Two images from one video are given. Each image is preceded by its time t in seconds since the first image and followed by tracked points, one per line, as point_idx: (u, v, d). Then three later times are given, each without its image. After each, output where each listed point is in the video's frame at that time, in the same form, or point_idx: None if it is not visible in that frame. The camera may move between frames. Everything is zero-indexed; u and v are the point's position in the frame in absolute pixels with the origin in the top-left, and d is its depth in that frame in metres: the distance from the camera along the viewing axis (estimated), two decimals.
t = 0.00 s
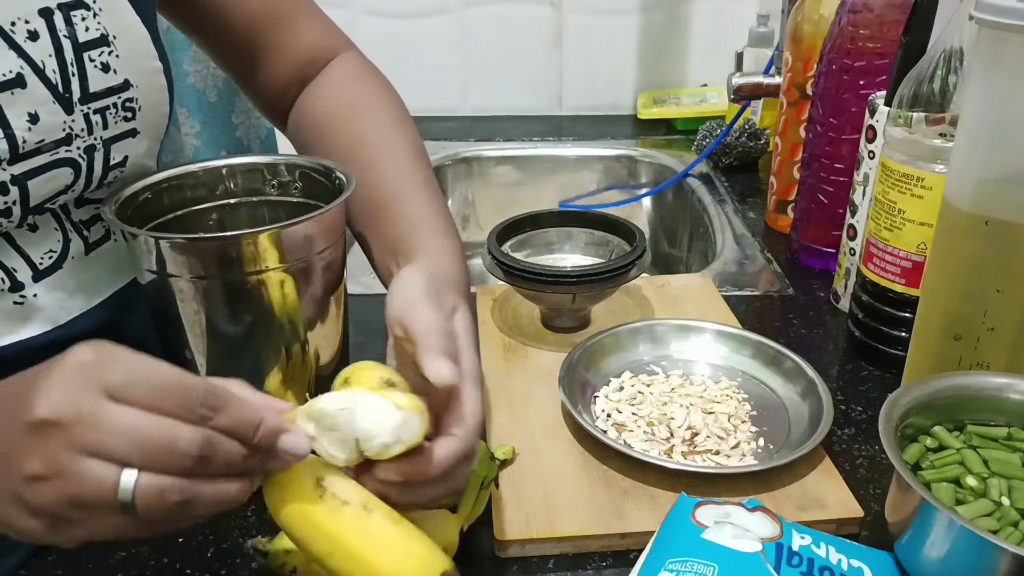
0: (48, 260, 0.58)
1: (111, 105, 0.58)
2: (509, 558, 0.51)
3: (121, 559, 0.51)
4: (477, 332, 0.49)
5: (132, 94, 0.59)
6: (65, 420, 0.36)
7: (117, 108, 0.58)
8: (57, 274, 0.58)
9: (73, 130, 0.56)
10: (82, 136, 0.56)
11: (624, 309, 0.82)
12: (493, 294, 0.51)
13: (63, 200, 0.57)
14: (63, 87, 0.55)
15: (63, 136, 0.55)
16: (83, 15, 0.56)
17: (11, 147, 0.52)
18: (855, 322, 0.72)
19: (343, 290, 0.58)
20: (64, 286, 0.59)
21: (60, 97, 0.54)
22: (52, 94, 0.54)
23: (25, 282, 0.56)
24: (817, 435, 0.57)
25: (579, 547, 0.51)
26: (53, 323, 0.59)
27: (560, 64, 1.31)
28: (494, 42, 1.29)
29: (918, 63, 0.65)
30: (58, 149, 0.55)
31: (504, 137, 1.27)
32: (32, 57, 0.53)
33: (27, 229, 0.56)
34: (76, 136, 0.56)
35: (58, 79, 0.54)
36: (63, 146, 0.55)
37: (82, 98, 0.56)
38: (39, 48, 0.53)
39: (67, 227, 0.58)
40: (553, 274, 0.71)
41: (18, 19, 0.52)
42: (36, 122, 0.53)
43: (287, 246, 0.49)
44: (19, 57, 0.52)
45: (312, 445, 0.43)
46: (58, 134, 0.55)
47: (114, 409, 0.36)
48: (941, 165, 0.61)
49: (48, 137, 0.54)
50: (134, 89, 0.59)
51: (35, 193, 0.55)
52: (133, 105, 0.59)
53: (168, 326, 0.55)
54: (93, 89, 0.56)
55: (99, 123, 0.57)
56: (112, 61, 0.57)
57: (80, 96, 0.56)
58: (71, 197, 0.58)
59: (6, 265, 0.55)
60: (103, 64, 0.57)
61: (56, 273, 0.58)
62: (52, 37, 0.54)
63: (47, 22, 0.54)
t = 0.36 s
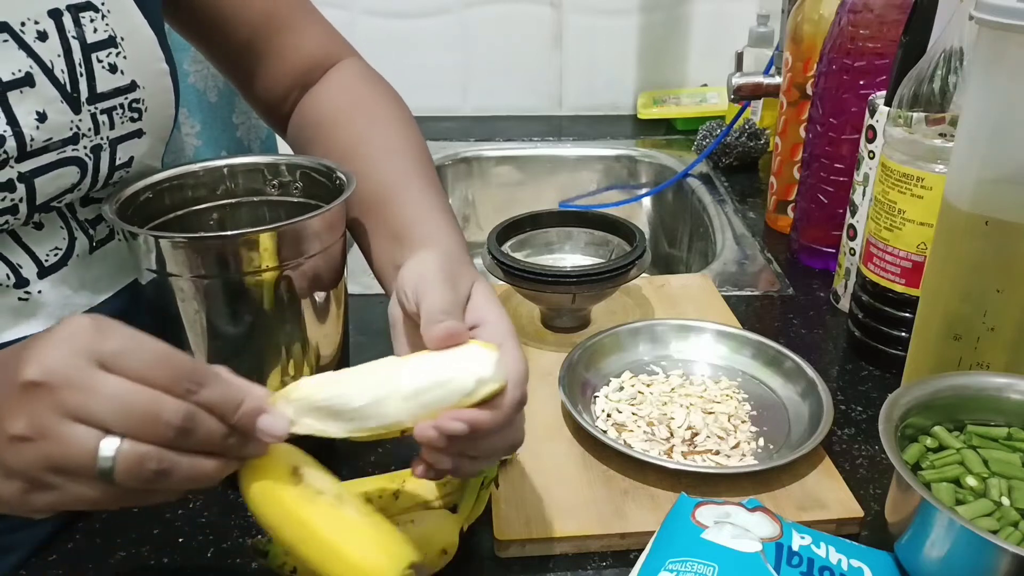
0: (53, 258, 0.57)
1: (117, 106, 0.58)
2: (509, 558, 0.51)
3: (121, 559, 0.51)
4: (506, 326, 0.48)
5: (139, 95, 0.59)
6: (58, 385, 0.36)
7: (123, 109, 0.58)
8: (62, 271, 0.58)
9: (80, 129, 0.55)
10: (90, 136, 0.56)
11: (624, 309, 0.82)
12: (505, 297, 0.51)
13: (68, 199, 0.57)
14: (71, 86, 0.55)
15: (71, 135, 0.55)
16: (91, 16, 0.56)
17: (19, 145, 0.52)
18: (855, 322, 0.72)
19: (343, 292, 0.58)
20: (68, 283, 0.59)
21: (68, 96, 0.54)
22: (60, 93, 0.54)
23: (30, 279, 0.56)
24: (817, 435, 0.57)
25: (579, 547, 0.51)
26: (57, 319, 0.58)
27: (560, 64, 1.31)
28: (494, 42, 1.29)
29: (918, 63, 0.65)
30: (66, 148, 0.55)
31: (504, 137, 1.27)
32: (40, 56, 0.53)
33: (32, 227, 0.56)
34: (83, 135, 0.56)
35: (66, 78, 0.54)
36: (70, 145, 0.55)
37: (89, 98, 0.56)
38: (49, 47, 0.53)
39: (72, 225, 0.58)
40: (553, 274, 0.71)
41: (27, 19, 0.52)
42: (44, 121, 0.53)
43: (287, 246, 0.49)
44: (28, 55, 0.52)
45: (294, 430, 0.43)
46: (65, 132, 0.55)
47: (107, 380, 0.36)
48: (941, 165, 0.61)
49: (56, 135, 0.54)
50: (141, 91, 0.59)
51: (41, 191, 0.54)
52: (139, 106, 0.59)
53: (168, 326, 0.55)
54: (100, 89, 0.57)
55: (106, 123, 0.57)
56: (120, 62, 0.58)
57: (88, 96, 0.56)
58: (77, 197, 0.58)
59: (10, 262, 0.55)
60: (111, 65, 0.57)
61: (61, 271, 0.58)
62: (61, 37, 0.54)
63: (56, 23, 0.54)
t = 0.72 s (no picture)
0: (51, 262, 0.56)
1: (118, 114, 0.57)
2: (509, 558, 0.51)
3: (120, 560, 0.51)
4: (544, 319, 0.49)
5: (140, 103, 0.58)
6: None
7: (124, 117, 0.57)
8: (60, 276, 0.57)
9: (79, 137, 0.55)
10: (89, 143, 0.56)
11: (624, 309, 0.82)
12: (517, 304, 0.52)
13: (67, 206, 0.57)
14: (71, 93, 0.54)
15: (69, 143, 0.54)
16: (94, 24, 0.55)
17: (16, 152, 0.52)
18: (855, 322, 0.72)
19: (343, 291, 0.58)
20: (66, 287, 0.57)
21: (68, 103, 0.54)
22: (59, 100, 0.54)
23: (27, 283, 0.55)
24: (817, 435, 0.57)
25: (579, 547, 0.51)
26: (54, 324, 0.57)
27: (560, 64, 1.31)
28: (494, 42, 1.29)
29: (918, 64, 0.65)
30: (64, 155, 0.54)
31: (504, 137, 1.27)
32: (41, 63, 0.53)
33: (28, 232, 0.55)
34: (82, 143, 0.55)
35: (66, 86, 0.54)
36: (68, 153, 0.55)
37: (89, 105, 0.55)
38: (50, 55, 0.53)
39: (70, 230, 0.57)
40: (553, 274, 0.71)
41: (29, 26, 0.52)
42: (43, 128, 0.53)
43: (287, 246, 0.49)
44: (28, 62, 0.52)
45: (181, 550, 0.40)
46: (64, 140, 0.54)
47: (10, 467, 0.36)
48: (941, 165, 0.61)
49: (54, 143, 0.54)
50: (143, 99, 0.58)
51: (39, 198, 0.54)
52: (140, 114, 0.59)
53: (168, 326, 0.55)
54: (101, 97, 0.56)
55: (106, 131, 0.56)
56: (122, 70, 0.57)
57: (88, 103, 0.55)
58: (76, 204, 0.57)
59: (7, 267, 0.54)
60: (112, 73, 0.56)
61: (60, 275, 0.57)
62: (62, 44, 0.54)
63: (58, 30, 0.53)
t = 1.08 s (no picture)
0: (48, 258, 0.57)
1: (115, 110, 0.57)
2: (509, 558, 0.51)
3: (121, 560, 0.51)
4: (513, 330, 0.49)
5: (136, 99, 0.58)
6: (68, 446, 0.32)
7: (121, 113, 0.57)
8: (56, 272, 0.58)
9: (76, 133, 0.55)
10: (87, 140, 0.56)
11: (624, 309, 0.82)
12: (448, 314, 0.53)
13: (64, 202, 0.57)
14: (68, 90, 0.54)
15: (67, 139, 0.55)
16: (89, 21, 0.55)
17: (15, 148, 0.52)
18: (855, 322, 0.72)
19: (344, 292, 0.58)
20: (63, 284, 0.59)
21: (65, 100, 0.54)
22: (57, 97, 0.54)
23: (24, 279, 0.56)
24: (817, 435, 0.57)
25: (579, 547, 0.51)
26: (52, 320, 0.59)
27: (560, 64, 1.31)
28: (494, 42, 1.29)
29: (918, 64, 0.65)
30: (62, 152, 0.55)
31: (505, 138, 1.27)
32: (37, 60, 0.53)
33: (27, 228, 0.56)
34: (79, 139, 0.55)
35: (63, 82, 0.54)
36: (67, 149, 0.55)
37: (87, 102, 0.55)
38: (46, 52, 0.53)
39: (68, 229, 0.58)
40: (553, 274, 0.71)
41: (25, 23, 0.52)
42: (41, 125, 0.53)
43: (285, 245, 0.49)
44: (25, 60, 0.52)
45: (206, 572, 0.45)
46: (62, 136, 0.54)
47: (133, 360, 0.36)
48: (941, 165, 0.61)
49: (53, 139, 0.54)
50: (138, 95, 0.58)
51: (37, 195, 0.55)
52: (137, 110, 0.58)
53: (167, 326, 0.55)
54: (97, 94, 0.56)
55: (103, 127, 0.57)
56: (117, 66, 0.57)
57: (85, 100, 0.55)
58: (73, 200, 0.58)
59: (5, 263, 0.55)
60: (107, 69, 0.56)
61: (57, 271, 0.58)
62: (58, 41, 0.53)
63: (53, 26, 0.53)
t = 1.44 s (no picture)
0: (61, 247, 0.55)
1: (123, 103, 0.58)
2: (509, 559, 0.51)
3: (121, 560, 0.51)
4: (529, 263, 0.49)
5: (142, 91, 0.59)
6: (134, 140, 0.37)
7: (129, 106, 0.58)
8: (69, 261, 0.56)
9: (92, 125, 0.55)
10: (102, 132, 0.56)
11: (624, 309, 0.82)
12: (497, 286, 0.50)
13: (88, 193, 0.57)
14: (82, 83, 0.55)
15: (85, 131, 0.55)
16: (94, 17, 0.56)
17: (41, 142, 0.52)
18: (854, 322, 0.72)
19: (343, 292, 0.58)
20: (74, 274, 0.56)
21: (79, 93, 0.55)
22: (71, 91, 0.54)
23: (39, 264, 0.54)
24: (817, 435, 0.57)
25: (579, 547, 0.51)
26: (63, 310, 0.56)
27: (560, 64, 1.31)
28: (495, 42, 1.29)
29: (917, 63, 0.65)
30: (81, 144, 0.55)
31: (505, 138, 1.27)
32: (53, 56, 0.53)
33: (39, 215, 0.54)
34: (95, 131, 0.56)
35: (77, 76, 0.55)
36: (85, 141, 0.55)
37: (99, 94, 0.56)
38: (59, 46, 0.53)
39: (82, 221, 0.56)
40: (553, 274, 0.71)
41: (38, 19, 0.52)
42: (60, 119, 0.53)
43: (283, 246, 0.49)
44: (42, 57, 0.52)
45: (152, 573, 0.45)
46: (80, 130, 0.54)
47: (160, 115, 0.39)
48: (941, 165, 0.61)
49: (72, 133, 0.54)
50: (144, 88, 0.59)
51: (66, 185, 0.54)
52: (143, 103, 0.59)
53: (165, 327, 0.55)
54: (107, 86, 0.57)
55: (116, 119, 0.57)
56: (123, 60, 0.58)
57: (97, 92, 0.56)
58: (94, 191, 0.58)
59: (20, 248, 0.52)
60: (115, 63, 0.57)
61: (69, 260, 0.56)
62: (69, 38, 0.54)
63: (64, 22, 0.54)
